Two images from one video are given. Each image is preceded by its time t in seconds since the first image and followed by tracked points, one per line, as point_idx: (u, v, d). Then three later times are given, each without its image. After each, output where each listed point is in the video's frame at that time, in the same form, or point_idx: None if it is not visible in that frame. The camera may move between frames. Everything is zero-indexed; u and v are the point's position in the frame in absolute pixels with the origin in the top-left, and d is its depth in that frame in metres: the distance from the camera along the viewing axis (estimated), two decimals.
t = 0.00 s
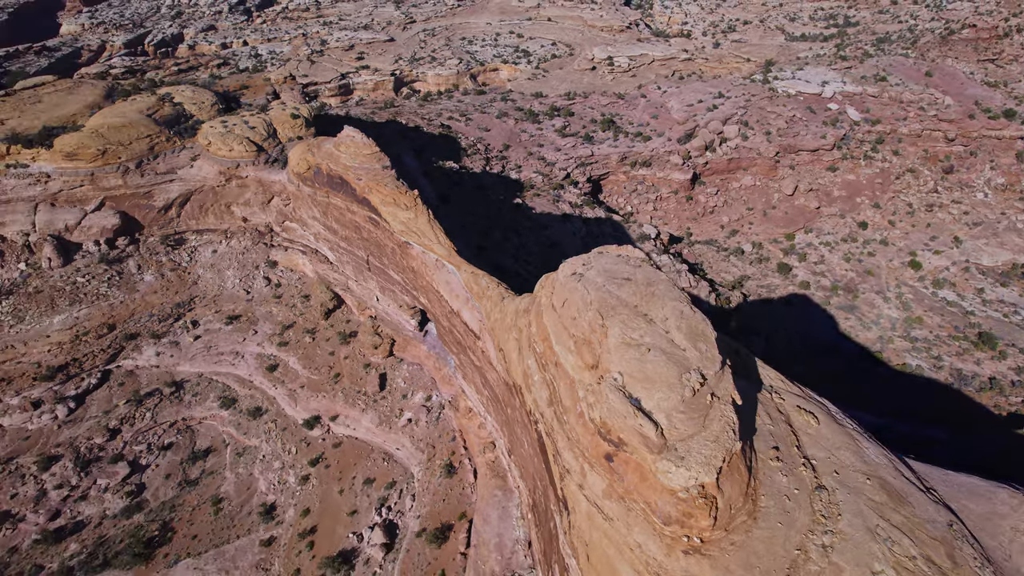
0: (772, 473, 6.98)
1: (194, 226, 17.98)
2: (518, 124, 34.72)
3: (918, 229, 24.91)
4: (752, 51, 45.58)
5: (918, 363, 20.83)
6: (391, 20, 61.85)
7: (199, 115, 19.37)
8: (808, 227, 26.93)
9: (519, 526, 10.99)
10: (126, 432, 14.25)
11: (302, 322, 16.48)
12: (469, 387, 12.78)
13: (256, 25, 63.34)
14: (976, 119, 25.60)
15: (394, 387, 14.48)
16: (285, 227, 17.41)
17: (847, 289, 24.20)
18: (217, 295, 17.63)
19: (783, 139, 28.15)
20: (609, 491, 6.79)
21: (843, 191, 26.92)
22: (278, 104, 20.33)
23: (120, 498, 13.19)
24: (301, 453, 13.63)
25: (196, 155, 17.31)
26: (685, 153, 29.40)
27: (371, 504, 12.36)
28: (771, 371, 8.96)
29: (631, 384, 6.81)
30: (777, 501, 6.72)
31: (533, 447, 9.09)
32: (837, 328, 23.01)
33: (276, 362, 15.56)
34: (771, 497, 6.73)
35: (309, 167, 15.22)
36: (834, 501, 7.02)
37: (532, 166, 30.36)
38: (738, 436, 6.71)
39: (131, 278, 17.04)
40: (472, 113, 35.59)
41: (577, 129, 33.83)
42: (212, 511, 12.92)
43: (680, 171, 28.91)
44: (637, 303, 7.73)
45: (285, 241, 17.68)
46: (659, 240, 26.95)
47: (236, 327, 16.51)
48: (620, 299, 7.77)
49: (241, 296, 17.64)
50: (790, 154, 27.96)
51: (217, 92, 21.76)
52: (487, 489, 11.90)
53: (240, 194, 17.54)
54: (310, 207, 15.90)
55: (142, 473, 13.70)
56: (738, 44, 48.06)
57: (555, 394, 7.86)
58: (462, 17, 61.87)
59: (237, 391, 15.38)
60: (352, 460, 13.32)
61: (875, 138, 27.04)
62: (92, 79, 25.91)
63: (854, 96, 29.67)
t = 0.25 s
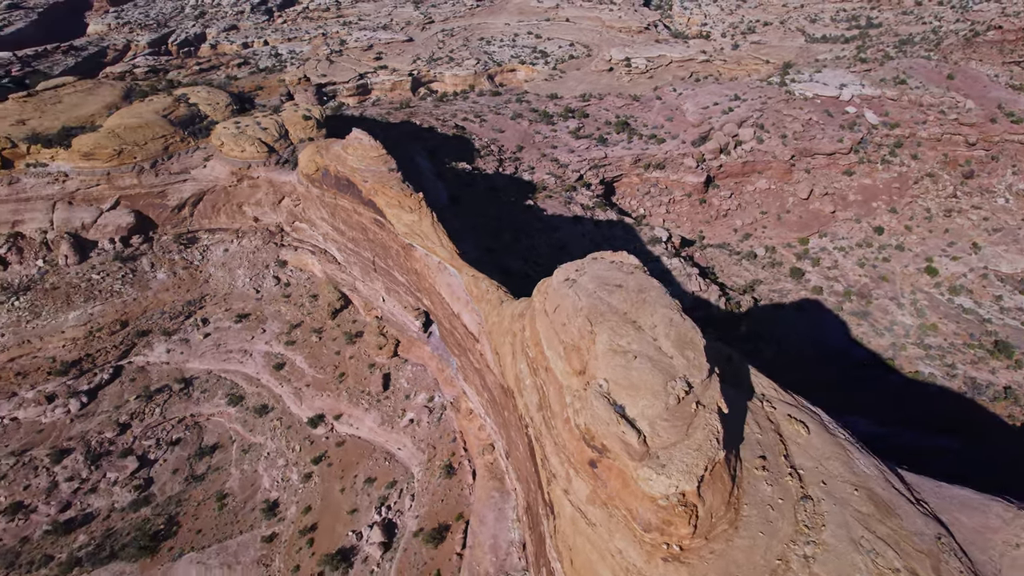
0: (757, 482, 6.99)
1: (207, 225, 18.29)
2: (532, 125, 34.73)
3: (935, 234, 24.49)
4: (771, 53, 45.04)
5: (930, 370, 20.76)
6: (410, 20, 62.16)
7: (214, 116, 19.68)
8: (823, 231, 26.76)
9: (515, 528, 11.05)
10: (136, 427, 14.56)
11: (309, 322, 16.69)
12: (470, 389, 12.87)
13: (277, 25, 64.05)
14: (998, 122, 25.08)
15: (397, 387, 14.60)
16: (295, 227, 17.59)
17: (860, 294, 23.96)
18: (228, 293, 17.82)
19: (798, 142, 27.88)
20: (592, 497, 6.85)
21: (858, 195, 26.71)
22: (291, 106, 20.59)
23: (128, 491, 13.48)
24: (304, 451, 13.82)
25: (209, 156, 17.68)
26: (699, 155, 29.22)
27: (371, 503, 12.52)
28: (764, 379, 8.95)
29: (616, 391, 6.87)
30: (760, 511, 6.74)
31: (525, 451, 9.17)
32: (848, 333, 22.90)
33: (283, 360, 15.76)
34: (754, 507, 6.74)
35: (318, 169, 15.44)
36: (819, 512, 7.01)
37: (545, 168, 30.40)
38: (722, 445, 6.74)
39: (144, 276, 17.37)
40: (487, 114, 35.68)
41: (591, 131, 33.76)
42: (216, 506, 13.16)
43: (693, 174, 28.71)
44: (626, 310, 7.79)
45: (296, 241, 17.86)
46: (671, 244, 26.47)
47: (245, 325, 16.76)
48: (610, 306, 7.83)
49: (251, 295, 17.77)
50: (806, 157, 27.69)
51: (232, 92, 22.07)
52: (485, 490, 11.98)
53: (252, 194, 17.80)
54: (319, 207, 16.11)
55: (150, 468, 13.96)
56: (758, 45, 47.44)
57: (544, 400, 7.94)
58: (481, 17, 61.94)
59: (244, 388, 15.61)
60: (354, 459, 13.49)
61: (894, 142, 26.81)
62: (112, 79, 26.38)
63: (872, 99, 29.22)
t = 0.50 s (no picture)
0: (741, 491, 7.01)
1: (219, 224, 18.62)
2: (546, 127, 34.69)
3: (953, 240, 24.05)
4: (792, 55, 44.40)
5: (943, 378, 20.45)
6: (429, 21, 62.36)
7: (228, 116, 19.97)
8: (837, 236, 26.65)
9: (510, 530, 11.11)
10: (145, 422, 14.86)
11: (316, 321, 16.83)
12: (470, 390, 12.94)
13: (297, 25, 64.74)
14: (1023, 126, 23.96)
15: (401, 387, 14.70)
16: (305, 227, 17.74)
17: (873, 300, 23.69)
18: (238, 292, 17.97)
19: (814, 145, 27.57)
20: (576, 502, 6.95)
21: (875, 200, 26.40)
22: (303, 107, 20.80)
23: (137, 485, 13.79)
24: (308, 449, 14.01)
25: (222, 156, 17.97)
26: (713, 158, 29.02)
27: (371, 502, 12.66)
28: (757, 388, 8.94)
29: (601, 398, 6.93)
30: (742, 520, 6.77)
31: (517, 455, 9.25)
32: (859, 339, 22.71)
33: (290, 359, 15.92)
34: (737, 516, 6.77)
35: (325, 171, 15.63)
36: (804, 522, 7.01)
37: (558, 169, 30.42)
38: (706, 453, 6.76)
39: (157, 273, 17.70)
40: (501, 115, 35.73)
41: (605, 133, 33.63)
42: (221, 502, 13.41)
43: (707, 177, 28.52)
44: (616, 317, 7.83)
45: (305, 241, 17.94)
46: (682, 247, 26.19)
47: (254, 324, 17.01)
48: (600, 312, 7.88)
49: (260, 293, 17.88)
50: (822, 161, 27.39)
51: (246, 93, 22.34)
52: (482, 492, 12.06)
53: (263, 194, 18.04)
54: (327, 208, 16.30)
55: (158, 463, 14.26)
56: (777, 46, 46.68)
57: (533, 404, 8.03)
58: (500, 18, 61.88)
59: (252, 386, 15.82)
60: (356, 458, 13.65)
61: (912, 146, 26.06)
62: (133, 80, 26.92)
63: (892, 102, 28.77)
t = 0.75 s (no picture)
0: (725, 500, 7.04)
1: (231, 224, 18.91)
2: (560, 128, 34.65)
3: (971, 247, 23.69)
4: (811, 57, 43.93)
5: (957, 388, 20.17)
6: (447, 21, 62.60)
7: (242, 117, 20.27)
8: (852, 241, 26.20)
9: (505, 532, 11.17)
10: (155, 418, 15.16)
11: (323, 321, 16.97)
12: (471, 392, 13.01)
13: (317, 25, 65.35)
14: None
15: (404, 388, 14.82)
16: (314, 228, 17.96)
17: (887, 307, 23.44)
18: (248, 291, 18.16)
19: (830, 149, 27.31)
20: (561, 508, 7.03)
21: (891, 205, 25.95)
22: (315, 108, 21.04)
23: (144, 479, 14.07)
24: (311, 447, 14.21)
25: (234, 157, 18.25)
26: (727, 161, 28.87)
27: (372, 502, 12.81)
28: (750, 396, 8.92)
29: (586, 405, 7.00)
30: (725, 529, 6.79)
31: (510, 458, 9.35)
32: (872, 344, 22.50)
33: (296, 358, 16.11)
34: (719, 525, 6.80)
35: (333, 172, 15.84)
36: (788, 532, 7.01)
37: (571, 171, 30.46)
38: (689, 462, 6.78)
39: (169, 272, 17.97)
40: (516, 116, 35.80)
41: (619, 135, 33.51)
42: (225, 497, 13.64)
43: (720, 180, 28.41)
44: (605, 324, 7.87)
45: (314, 241, 18.11)
46: (693, 251, 25.79)
47: (263, 322, 17.19)
48: (589, 319, 7.93)
49: (269, 293, 18.04)
50: (837, 165, 27.13)
51: (260, 94, 22.63)
52: (480, 494, 12.12)
53: (274, 194, 18.31)
54: (335, 210, 16.49)
55: (166, 458, 14.54)
56: (797, 48, 46.22)
57: (523, 409, 8.13)
58: (518, 18, 61.91)
59: (259, 384, 16.04)
60: (358, 457, 13.82)
61: (932, 149, 25.92)
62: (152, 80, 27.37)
63: (911, 106, 28.39)
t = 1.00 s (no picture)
0: (709, 509, 7.07)
1: (243, 224, 19.23)
2: (574, 130, 34.55)
3: (991, 253, 23.36)
4: (832, 58, 43.31)
5: (970, 397, 19.92)
6: (466, 21, 62.71)
7: (255, 118, 20.52)
8: (867, 246, 25.86)
9: (500, 534, 11.22)
10: (164, 414, 15.45)
11: (330, 321, 17.12)
12: (471, 394, 13.09)
13: (337, 25, 65.84)
14: None
15: (407, 389, 14.94)
16: (324, 228, 18.14)
17: (901, 313, 23.17)
18: (257, 290, 18.37)
19: (846, 153, 26.97)
20: (545, 513, 7.13)
21: (908, 210, 25.61)
22: (327, 110, 21.25)
23: (152, 474, 14.33)
24: (315, 446, 14.40)
25: (246, 158, 18.50)
26: (741, 165, 28.67)
27: (371, 501, 12.95)
28: (742, 404, 8.91)
29: (571, 412, 7.06)
30: (706, 538, 6.84)
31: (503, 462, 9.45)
32: (884, 353, 22.24)
33: (303, 357, 16.31)
34: (701, 533, 6.85)
35: (341, 174, 16.04)
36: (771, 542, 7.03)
37: (583, 173, 30.44)
38: (673, 470, 6.81)
39: (181, 270, 18.26)
40: (530, 118, 35.82)
41: (633, 137, 33.26)
42: (230, 493, 13.87)
43: (734, 183, 28.31)
44: (594, 330, 7.93)
45: (323, 242, 18.27)
46: (704, 255, 25.61)
47: (271, 321, 17.42)
48: (579, 326, 7.99)
49: (279, 292, 18.22)
50: (854, 169, 26.78)
51: (274, 95, 22.92)
52: (478, 496, 12.18)
53: (284, 195, 18.57)
54: (343, 211, 16.68)
55: (174, 454, 14.79)
56: (817, 50, 45.60)
57: (513, 414, 8.22)
58: (537, 18, 61.80)
59: (266, 382, 16.26)
60: (360, 456, 13.98)
61: (951, 154, 25.38)
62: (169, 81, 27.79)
63: (931, 109, 27.88)
